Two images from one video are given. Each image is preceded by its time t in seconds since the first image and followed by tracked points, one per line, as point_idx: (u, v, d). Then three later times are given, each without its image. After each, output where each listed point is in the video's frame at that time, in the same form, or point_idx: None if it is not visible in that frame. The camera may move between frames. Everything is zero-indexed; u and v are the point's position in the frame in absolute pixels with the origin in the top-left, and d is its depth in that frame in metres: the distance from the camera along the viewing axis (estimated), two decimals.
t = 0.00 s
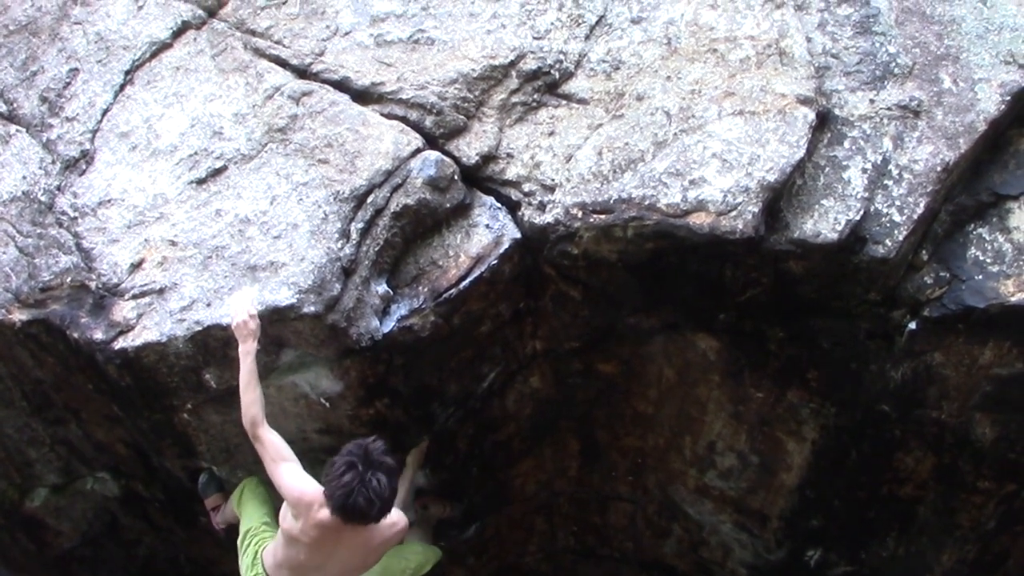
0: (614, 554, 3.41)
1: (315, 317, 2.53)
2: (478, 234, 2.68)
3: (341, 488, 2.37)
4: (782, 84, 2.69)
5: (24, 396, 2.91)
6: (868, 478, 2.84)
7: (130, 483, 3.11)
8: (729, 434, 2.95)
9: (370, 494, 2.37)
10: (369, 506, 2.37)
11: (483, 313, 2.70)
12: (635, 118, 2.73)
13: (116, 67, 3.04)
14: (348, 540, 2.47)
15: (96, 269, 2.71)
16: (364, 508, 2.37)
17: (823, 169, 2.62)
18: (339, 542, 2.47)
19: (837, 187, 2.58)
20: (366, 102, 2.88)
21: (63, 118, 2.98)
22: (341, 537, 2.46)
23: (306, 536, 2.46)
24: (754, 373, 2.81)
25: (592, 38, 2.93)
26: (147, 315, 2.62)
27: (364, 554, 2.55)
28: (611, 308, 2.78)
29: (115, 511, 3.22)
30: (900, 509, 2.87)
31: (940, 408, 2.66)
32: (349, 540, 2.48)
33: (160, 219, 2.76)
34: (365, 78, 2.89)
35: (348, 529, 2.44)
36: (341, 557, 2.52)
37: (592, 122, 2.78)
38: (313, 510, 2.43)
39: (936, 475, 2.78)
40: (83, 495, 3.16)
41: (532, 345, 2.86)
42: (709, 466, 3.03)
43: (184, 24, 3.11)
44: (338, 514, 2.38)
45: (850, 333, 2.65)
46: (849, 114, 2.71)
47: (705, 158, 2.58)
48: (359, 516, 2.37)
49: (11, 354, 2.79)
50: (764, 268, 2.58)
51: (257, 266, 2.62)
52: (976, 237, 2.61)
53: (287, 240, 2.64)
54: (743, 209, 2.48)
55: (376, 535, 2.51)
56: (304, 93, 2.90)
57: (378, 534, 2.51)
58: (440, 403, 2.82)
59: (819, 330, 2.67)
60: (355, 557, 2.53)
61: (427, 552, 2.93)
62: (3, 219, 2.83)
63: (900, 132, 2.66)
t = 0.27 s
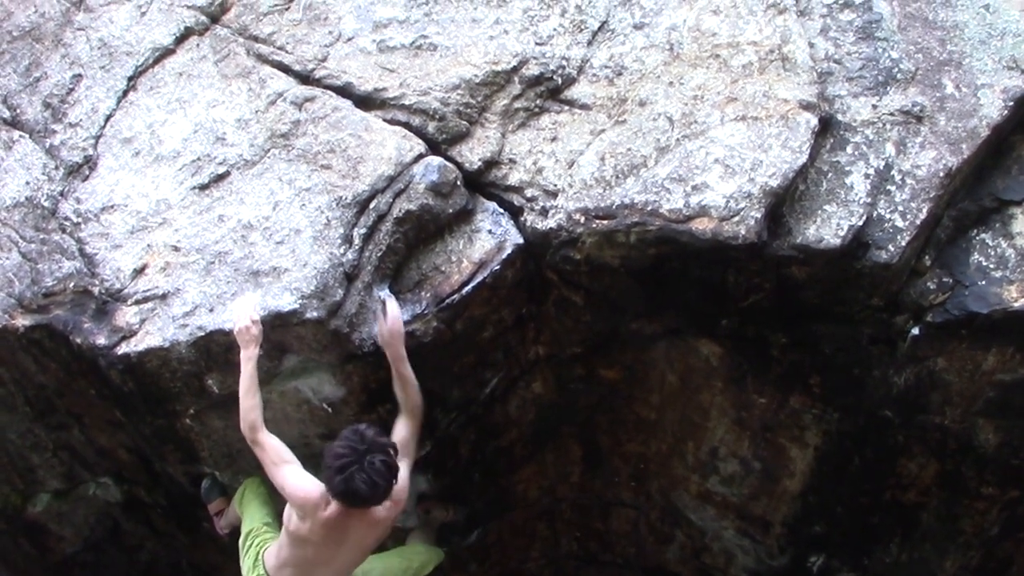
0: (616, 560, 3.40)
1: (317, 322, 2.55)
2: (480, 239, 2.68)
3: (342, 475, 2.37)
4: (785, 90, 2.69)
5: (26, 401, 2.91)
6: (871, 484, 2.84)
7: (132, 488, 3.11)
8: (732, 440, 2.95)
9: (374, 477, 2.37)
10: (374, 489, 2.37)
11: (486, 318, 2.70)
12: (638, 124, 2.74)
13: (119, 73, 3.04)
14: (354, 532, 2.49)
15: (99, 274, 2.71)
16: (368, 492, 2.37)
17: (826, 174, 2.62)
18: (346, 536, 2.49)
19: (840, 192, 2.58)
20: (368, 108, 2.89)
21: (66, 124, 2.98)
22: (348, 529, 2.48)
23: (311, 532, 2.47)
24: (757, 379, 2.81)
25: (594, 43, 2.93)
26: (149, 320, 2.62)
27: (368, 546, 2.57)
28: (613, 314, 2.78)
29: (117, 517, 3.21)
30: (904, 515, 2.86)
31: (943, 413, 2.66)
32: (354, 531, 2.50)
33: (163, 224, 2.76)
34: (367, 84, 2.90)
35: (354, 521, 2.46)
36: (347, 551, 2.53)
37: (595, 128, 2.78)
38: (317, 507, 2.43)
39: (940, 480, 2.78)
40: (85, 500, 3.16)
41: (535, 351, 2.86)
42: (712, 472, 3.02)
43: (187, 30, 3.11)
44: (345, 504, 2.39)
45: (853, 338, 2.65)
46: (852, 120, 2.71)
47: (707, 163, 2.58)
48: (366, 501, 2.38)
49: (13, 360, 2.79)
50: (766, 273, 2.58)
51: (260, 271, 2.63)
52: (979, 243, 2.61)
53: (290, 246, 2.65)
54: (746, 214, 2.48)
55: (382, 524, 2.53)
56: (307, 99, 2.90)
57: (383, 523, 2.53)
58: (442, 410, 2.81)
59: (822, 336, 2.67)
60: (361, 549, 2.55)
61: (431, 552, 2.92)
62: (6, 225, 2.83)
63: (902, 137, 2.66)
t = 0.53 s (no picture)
0: (620, 563, 3.39)
1: (321, 326, 2.57)
2: (484, 243, 2.67)
3: (303, 474, 2.34)
4: (788, 93, 2.69)
5: (30, 406, 2.90)
6: (876, 487, 2.83)
7: (136, 492, 3.10)
8: (736, 443, 2.94)
9: (335, 477, 2.34)
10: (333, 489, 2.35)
11: (489, 322, 2.70)
12: (641, 127, 2.74)
13: (123, 77, 3.05)
14: (340, 534, 2.46)
15: (103, 279, 2.72)
16: (328, 493, 2.34)
17: (829, 177, 2.62)
18: (332, 538, 2.46)
19: (844, 195, 2.58)
20: (371, 111, 2.89)
21: (70, 128, 2.99)
22: (334, 532, 2.45)
23: (298, 538, 2.44)
24: (761, 383, 2.81)
25: (597, 47, 2.93)
26: (153, 324, 2.63)
27: (356, 546, 2.54)
28: (617, 317, 2.77)
29: (121, 520, 3.21)
30: (908, 518, 2.85)
31: (948, 416, 2.66)
32: (339, 533, 2.47)
33: (166, 228, 2.77)
34: (371, 87, 2.90)
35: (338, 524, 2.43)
36: (335, 554, 2.51)
37: (598, 131, 2.79)
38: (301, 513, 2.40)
39: (944, 483, 2.77)
40: (89, 504, 3.16)
41: (538, 354, 2.85)
42: (717, 475, 3.01)
43: (191, 34, 3.11)
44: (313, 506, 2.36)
45: (857, 341, 2.65)
46: (855, 123, 2.71)
47: (710, 167, 2.58)
48: (332, 501, 2.35)
49: (18, 364, 2.79)
50: (770, 277, 2.58)
51: (264, 275, 2.64)
52: (983, 245, 2.61)
53: (294, 249, 2.66)
54: (749, 217, 2.49)
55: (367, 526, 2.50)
56: (311, 102, 2.90)
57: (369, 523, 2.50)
58: (446, 413, 2.80)
59: (826, 339, 2.66)
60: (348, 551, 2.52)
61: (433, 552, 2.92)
62: (10, 229, 2.82)
63: (906, 140, 2.66)
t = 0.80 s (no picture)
0: (625, 561, 3.39)
1: (324, 324, 2.57)
2: (487, 241, 2.67)
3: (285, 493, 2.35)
4: (792, 90, 2.69)
5: (34, 404, 2.90)
6: (881, 485, 2.83)
7: (140, 490, 3.10)
8: (740, 441, 2.93)
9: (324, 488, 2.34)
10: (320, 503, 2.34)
11: (493, 320, 2.70)
12: (644, 125, 2.73)
13: (126, 76, 3.05)
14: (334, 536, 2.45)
15: (107, 277, 2.72)
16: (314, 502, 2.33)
17: (833, 175, 2.61)
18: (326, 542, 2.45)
19: (848, 193, 2.58)
20: (374, 110, 2.89)
21: (73, 127, 2.99)
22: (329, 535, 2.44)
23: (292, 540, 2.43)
24: (765, 381, 2.79)
25: (601, 45, 2.93)
26: (157, 323, 2.63)
27: (351, 550, 2.52)
28: (620, 315, 2.77)
29: (125, 519, 3.20)
30: (913, 517, 2.85)
31: (953, 414, 2.66)
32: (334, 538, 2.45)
33: (170, 227, 2.77)
34: (374, 86, 2.90)
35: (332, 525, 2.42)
36: (330, 557, 2.49)
37: (602, 129, 2.78)
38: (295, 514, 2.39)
39: (949, 481, 2.77)
40: (93, 503, 3.15)
41: (542, 352, 2.85)
42: (721, 473, 3.00)
43: (194, 32, 3.11)
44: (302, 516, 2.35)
45: (861, 339, 2.64)
46: (859, 120, 2.70)
47: (714, 164, 2.58)
48: (321, 513, 2.34)
49: (22, 363, 2.79)
50: (774, 274, 2.57)
51: (268, 274, 2.64)
52: (987, 243, 2.61)
53: (297, 248, 2.66)
54: (753, 215, 2.48)
55: (362, 529, 2.49)
56: (314, 101, 2.90)
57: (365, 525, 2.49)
58: (449, 411, 2.80)
59: (831, 336, 2.65)
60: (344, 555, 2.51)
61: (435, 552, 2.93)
62: (13, 227, 2.83)
63: (910, 137, 2.65)
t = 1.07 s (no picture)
0: (629, 549, 3.39)
1: (328, 313, 2.56)
2: (491, 230, 2.68)
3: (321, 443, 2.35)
4: (795, 79, 2.68)
5: (37, 393, 2.90)
6: (885, 473, 2.83)
7: (143, 479, 3.09)
8: (745, 430, 2.93)
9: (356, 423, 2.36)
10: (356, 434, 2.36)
11: (497, 309, 2.69)
12: (648, 113, 2.73)
13: (129, 65, 3.04)
14: (351, 517, 2.47)
15: (109, 267, 2.71)
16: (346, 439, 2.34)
17: (837, 163, 2.61)
18: (341, 523, 2.47)
19: (852, 181, 2.58)
20: (377, 99, 2.89)
21: (76, 116, 2.98)
22: (345, 516, 2.46)
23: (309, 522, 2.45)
24: (769, 369, 2.80)
25: (604, 33, 2.93)
26: (160, 312, 2.63)
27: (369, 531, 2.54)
28: (624, 303, 2.76)
29: (128, 508, 3.20)
30: (918, 505, 2.86)
31: (957, 402, 2.66)
32: (350, 519, 2.48)
33: (173, 216, 2.76)
34: (377, 75, 2.89)
35: (347, 506, 2.44)
36: (347, 540, 2.52)
37: (605, 118, 2.78)
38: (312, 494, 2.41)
39: (954, 469, 2.78)
40: (96, 493, 3.15)
41: (546, 341, 2.85)
42: (725, 462, 3.01)
43: (197, 22, 3.11)
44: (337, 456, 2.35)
45: (865, 327, 2.64)
46: (862, 108, 2.70)
47: (718, 153, 2.58)
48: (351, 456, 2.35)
49: (24, 353, 2.79)
50: (778, 263, 2.57)
51: (271, 263, 2.64)
52: (992, 231, 2.61)
53: (300, 237, 2.66)
54: (757, 204, 2.48)
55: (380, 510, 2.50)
56: (317, 90, 2.90)
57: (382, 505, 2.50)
58: (453, 399, 2.80)
59: (835, 324, 2.65)
60: (361, 537, 2.53)
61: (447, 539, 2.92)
62: (16, 217, 2.83)
63: (913, 126, 2.65)
